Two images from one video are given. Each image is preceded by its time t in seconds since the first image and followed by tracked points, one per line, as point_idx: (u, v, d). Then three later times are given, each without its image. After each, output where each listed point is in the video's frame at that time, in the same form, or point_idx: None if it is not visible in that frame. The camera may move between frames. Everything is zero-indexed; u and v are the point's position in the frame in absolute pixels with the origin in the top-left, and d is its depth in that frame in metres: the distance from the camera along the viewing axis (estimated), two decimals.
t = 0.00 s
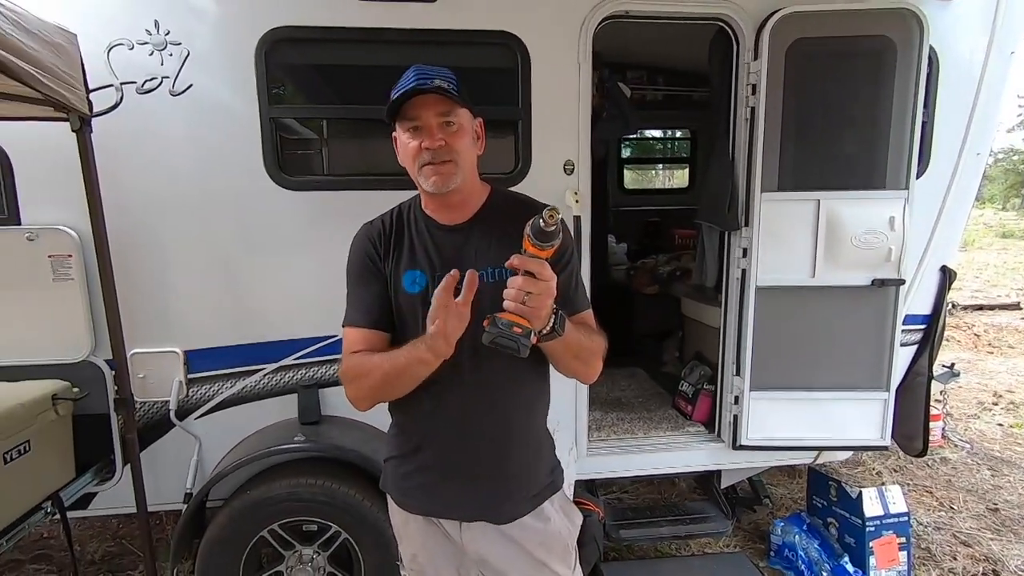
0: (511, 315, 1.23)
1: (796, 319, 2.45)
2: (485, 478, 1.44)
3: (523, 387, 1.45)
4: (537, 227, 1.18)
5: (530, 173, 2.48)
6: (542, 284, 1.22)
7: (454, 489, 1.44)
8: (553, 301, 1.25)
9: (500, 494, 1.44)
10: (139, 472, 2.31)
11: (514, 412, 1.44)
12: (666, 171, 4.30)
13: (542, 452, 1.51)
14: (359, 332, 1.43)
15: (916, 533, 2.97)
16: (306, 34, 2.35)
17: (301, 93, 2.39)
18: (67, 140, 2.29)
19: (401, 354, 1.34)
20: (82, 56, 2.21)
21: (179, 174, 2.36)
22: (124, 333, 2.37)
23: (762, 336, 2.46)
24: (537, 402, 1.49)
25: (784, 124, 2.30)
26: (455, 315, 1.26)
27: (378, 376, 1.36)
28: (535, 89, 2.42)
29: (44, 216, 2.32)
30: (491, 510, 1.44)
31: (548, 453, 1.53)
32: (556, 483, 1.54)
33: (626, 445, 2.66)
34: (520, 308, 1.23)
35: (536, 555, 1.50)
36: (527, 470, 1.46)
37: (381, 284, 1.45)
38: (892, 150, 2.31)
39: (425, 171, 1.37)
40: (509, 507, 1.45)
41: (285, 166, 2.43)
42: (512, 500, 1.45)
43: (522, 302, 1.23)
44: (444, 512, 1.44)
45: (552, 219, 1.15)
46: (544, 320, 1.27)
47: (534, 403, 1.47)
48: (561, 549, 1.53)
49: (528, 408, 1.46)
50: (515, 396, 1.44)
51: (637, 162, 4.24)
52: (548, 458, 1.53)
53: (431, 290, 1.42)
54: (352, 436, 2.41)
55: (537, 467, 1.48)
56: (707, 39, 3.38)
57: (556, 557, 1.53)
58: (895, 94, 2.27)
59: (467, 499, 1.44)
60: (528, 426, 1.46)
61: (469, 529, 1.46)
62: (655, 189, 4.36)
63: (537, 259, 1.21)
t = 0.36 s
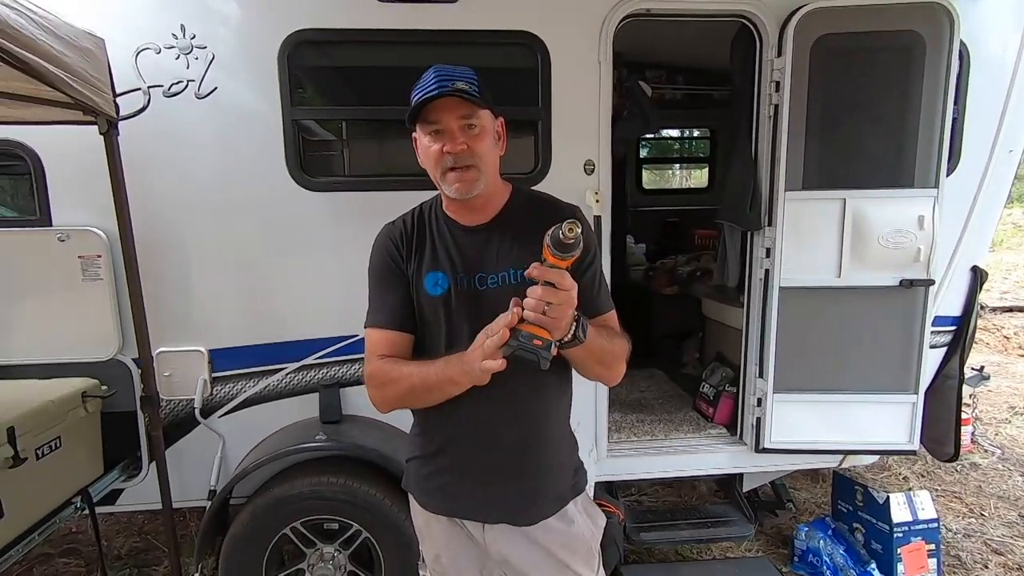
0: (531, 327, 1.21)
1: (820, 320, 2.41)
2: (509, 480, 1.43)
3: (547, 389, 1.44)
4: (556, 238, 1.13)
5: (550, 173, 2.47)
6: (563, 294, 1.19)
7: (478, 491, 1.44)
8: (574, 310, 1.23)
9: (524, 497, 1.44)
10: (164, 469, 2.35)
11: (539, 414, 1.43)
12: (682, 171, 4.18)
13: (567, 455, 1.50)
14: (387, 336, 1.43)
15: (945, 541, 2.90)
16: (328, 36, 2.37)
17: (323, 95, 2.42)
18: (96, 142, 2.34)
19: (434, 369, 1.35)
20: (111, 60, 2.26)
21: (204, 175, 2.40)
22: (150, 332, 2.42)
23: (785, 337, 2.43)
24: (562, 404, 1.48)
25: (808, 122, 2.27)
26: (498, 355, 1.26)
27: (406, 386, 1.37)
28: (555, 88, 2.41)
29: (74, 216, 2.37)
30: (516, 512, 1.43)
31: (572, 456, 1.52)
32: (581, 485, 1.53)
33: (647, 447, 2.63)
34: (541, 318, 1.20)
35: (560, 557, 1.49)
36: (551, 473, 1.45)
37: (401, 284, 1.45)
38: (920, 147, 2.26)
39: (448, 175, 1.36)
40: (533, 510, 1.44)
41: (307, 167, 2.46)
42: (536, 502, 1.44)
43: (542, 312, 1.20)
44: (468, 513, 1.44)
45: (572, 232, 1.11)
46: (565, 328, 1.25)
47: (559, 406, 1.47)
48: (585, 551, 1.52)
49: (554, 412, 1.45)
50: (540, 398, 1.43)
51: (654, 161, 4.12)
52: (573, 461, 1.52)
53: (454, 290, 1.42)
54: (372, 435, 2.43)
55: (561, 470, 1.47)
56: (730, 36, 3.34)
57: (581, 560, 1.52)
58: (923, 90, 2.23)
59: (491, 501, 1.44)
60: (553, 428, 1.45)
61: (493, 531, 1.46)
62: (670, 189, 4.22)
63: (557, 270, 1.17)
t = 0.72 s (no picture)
0: (583, 341, 1.18)
1: (846, 320, 2.38)
2: (544, 484, 1.42)
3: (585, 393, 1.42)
4: (605, 246, 1.12)
5: (572, 171, 2.45)
6: (614, 302, 1.15)
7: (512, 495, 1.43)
8: (627, 318, 1.19)
9: (560, 501, 1.43)
10: (187, 467, 2.36)
11: (575, 419, 1.42)
12: (691, 170, 4.26)
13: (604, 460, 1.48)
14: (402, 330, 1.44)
15: (970, 544, 2.86)
16: (351, 34, 2.37)
17: (345, 93, 2.42)
18: (120, 141, 2.35)
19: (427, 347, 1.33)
20: (135, 59, 2.27)
21: (227, 174, 2.41)
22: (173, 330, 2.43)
23: (810, 337, 2.40)
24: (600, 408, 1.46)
25: (835, 118, 2.24)
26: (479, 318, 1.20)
27: (406, 369, 1.37)
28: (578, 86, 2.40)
29: (98, 215, 2.38)
30: (551, 516, 1.43)
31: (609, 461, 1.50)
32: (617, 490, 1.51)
33: (668, 447, 2.61)
34: (592, 329, 1.17)
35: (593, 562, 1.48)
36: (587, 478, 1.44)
37: (431, 282, 1.44)
38: (950, 143, 2.22)
39: (487, 168, 1.33)
40: (568, 514, 1.43)
41: (328, 165, 2.46)
42: (571, 507, 1.43)
43: (593, 323, 1.17)
44: (499, 514, 1.44)
45: (625, 240, 1.11)
46: (618, 339, 1.21)
47: (596, 410, 1.45)
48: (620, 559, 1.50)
49: (590, 416, 1.44)
50: (576, 402, 1.42)
51: (665, 161, 4.19)
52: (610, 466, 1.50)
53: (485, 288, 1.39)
54: (393, 435, 2.43)
55: (597, 474, 1.46)
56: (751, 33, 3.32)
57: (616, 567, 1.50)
58: (953, 87, 2.19)
59: (525, 505, 1.43)
60: (590, 433, 1.44)
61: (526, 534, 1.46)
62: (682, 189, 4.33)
63: (607, 278, 1.15)
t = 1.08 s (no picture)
0: (652, 348, 1.18)
1: (856, 314, 2.40)
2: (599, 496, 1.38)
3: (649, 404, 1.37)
4: (677, 249, 1.11)
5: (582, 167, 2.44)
6: (683, 308, 1.16)
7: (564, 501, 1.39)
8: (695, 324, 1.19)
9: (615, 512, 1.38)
10: (195, 467, 2.34)
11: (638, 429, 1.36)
12: (683, 167, 4.10)
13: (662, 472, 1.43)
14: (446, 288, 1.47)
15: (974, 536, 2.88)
16: (361, 29, 2.35)
17: (355, 88, 2.40)
18: (125, 137, 2.31)
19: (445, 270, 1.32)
20: (141, 54, 2.24)
21: (234, 170, 2.38)
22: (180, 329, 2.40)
23: (820, 331, 2.42)
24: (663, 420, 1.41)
25: (845, 113, 2.26)
26: (493, 217, 1.16)
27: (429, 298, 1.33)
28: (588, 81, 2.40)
29: (102, 213, 2.34)
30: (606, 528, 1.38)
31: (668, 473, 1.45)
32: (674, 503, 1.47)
33: (678, 443, 2.62)
34: (660, 336, 1.17)
35: None
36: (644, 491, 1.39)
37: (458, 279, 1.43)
38: (959, 137, 2.24)
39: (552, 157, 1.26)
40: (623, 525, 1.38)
41: (337, 162, 2.44)
42: (629, 520, 1.39)
43: (661, 329, 1.17)
44: (546, 520, 1.41)
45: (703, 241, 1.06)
46: (685, 345, 1.21)
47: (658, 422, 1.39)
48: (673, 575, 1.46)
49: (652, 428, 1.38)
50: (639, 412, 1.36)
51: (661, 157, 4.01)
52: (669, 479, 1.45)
53: (539, 280, 1.35)
54: (404, 433, 2.42)
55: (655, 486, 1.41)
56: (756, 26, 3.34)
57: None
58: (963, 81, 2.21)
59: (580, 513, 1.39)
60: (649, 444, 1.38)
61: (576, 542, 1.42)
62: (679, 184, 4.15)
63: (678, 283, 1.14)
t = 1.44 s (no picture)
0: (720, 334, 1.10)
1: (836, 298, 2.47)
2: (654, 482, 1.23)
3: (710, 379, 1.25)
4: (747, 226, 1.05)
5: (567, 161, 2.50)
6: (750, 292, 1.10)
7: (615, 489, 1.24)
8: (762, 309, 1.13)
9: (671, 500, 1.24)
10: (181, 469, 2.29)
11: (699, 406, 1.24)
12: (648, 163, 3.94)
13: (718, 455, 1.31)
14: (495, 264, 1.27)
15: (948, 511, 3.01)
16: (343, 20, 2.33)
17: (338, 79, 2.36)
18: (99, 132, 2.25)
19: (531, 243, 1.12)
20: (115, 45, 2.18)
21: (215, 165, 2.33)
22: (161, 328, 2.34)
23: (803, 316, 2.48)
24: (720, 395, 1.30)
25: (822, 103, 2.33)
26: (619, 181, 1.02)
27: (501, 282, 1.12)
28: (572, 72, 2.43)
29: (77, 210, 2.27)
30: (661, 518, 1.23)
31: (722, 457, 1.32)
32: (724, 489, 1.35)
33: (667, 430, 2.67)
34: (727, 321, 1.10)
35: None
36: (701, 476, 1.26)
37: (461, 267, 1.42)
38: (929, 129, 2.36)
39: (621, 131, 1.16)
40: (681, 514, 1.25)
41: (321, 155, 2.40)
42: (686, 510, 1.25)
43: (729, 314, 1.10)
44: (593, 506, 1.25)
45: (777, 217, 1.01)
46: (752, 331, 1.14)
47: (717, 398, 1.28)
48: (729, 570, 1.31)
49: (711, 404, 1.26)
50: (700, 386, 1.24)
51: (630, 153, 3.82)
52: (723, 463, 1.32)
53: (597, 260, 1.21)
54: (396, 427, 2.41)
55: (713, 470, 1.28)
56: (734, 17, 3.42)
57: None
58: (933, 72, 2.32)
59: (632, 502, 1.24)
60: (708, 422, 1.27)
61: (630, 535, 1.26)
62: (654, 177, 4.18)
63: (743, 265, 1.09)
